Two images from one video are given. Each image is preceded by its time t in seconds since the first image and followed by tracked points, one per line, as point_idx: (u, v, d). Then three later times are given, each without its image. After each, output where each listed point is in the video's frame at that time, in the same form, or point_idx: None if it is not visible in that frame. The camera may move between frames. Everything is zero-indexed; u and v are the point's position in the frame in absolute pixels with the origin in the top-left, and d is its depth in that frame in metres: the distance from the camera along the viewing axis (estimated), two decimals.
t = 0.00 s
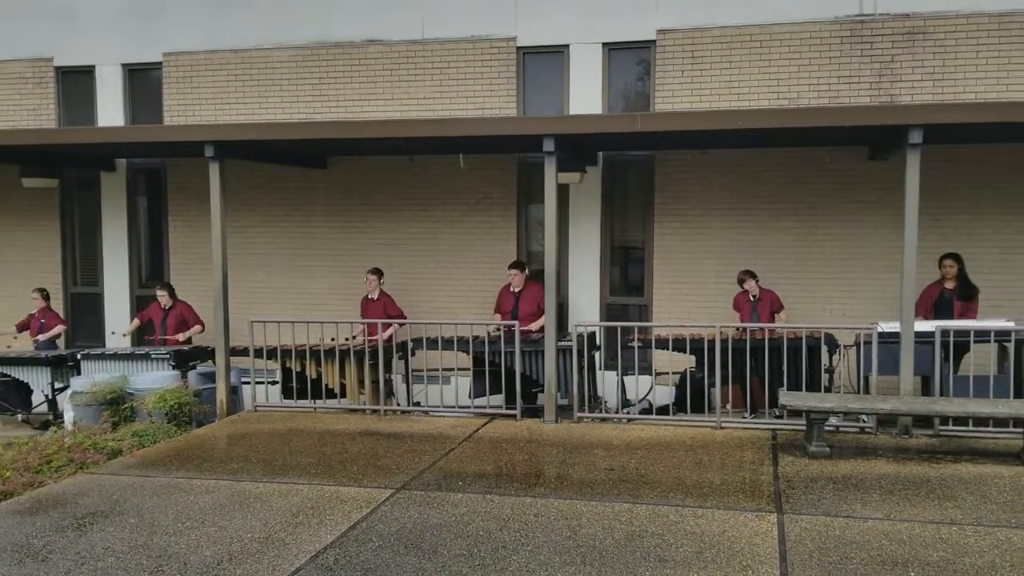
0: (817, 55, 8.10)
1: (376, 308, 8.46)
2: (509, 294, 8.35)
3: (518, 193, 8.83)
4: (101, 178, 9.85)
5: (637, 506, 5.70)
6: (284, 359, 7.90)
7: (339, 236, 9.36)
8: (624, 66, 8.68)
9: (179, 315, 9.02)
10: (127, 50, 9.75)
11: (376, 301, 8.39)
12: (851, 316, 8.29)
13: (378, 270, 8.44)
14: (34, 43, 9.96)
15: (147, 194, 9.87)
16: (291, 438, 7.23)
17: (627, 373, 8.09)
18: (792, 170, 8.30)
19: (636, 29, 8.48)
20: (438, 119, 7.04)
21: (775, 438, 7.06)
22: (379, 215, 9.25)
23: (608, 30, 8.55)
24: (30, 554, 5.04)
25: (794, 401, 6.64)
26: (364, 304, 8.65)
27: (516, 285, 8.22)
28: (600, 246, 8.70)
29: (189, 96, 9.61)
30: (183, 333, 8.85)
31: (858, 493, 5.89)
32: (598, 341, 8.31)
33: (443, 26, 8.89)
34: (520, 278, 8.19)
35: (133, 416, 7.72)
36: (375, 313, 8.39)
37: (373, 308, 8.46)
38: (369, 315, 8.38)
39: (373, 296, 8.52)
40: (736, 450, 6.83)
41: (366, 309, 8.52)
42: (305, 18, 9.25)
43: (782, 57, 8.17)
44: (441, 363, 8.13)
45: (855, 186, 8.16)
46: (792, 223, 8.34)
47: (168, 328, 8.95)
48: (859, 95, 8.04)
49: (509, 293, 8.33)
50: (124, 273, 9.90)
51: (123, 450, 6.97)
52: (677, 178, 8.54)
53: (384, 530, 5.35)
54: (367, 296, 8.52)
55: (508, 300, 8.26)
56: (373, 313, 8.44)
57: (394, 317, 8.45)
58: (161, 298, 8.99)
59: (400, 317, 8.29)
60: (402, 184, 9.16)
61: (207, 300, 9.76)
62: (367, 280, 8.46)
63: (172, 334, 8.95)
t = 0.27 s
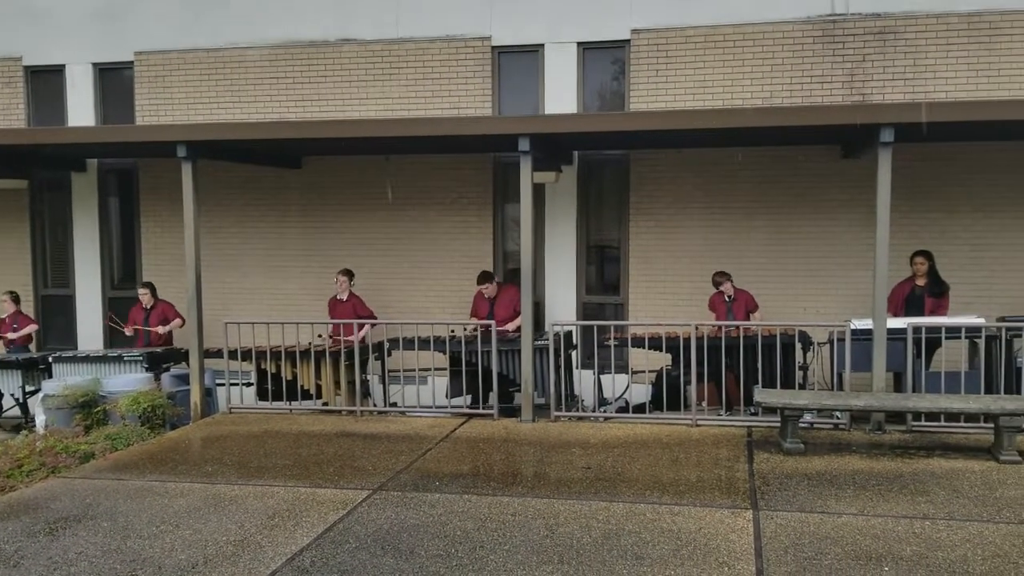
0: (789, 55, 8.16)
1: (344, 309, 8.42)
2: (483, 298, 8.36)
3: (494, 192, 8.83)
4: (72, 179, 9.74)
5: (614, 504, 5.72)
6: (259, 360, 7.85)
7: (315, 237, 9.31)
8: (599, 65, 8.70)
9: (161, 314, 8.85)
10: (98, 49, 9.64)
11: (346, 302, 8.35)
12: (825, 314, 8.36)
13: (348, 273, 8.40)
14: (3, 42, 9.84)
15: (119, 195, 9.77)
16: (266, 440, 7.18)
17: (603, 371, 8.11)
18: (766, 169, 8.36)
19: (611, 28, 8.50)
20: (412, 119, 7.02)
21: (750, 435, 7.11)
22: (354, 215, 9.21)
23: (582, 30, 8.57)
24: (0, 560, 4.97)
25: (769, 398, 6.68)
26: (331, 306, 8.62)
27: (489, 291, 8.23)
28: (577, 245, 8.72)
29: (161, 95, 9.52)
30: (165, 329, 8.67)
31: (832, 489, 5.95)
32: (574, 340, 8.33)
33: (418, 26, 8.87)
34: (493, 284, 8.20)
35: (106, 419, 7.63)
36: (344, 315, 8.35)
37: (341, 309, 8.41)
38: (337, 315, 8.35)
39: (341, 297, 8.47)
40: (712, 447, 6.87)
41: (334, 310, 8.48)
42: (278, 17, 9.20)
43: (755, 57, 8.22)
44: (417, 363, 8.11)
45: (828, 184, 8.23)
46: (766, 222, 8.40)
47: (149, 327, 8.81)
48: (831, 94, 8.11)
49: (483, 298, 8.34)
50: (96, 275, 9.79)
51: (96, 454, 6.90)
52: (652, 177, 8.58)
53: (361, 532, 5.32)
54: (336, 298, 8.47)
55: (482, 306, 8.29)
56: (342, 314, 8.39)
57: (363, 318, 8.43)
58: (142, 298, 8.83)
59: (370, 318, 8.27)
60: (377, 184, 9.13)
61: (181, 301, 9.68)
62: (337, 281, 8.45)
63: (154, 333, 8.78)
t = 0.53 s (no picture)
0: (781, 55, 8.18)
1: (323, 310, 8.41)
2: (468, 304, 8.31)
3: (486, 192, 8.83)
4: (63, 180, 9.72)
5: (607, 504, 5.72)
6: (252, 361, 7.83)
7: (307, 237, 9.30)
8: (591, 65, 8.70)
9: (156, 315, 8.81)
10: (89, 49, 9.60)
11: (326, 304, 8.35)
12: (817, 313, 8.38)
13: (331, 274, 8.41)
14: None
15: (111, 195, 9.74)
16: (258, 440, 7.17)
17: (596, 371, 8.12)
18: (758, 169, 8.38)
19: (603, 28, 8.51)
20: (405, 119, 7.01)
21: (743, 434, 7.12)
22: (347, 215, 9.20)
23: (575, 30, 8.57)
24: None
25: (761, 398, 6.70)
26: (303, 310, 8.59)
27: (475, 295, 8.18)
28: (569, 245, 8.72)
29: (153, 95, 9.50)
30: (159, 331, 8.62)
31: (825, 488, 5.96)
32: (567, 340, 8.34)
33: (410, 26, 8.86)
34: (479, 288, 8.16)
35: (97, 420, 7.63)
36: (323, 316, 8.34)
37: (320, 310, 8.40)
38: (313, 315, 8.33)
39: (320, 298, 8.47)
40: (704, 447, 6.89)
41: (311, 310, 8.47)
42: (270, 17, 9.18)
43: (747, 57, 8.24)
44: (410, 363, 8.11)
45: (820, 184, 8.25)
46: (758, 222, 8.41)
47: (144, 328, 8.78)
48: (823, 94, 8.13)
49: (468, 303, 8.29)
50: (87, 275, 9.76)
51: (87, 456, 6.87)
52: (644, 177, 8.59)
53: (354, 532, 5.32)
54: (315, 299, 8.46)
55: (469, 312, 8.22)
56: (321, 314, 8.38)
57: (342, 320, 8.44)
58: (138, 297, 8.79)
59: (351, 320, 8.29)
60: (369, 184, 9.12)
61: (173, 302, 9.65)
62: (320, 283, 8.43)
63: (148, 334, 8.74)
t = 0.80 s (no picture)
0: (771, 55, 8.21)
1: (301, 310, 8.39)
2: (452, 303, 8.26)
3: (477, 192, 8.83)
4: (52, 180, 9.68)
5: (599, 503, 5.73)
6: (242, 362, 7.81)
7: (298, 237, 9.28)
8: (582, 65, 8.71)
9: (146, 317, 8.77)
10: (78, 49, 9.56)
11: (305, 304, 8.32)
12: (807, 313, 8.41)
13: (311, 274, 8.37)
14: None
15: (100, 195, 9.70)
16: (249, 441, 7.15)
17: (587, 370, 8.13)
18: (748, 169, 8.40)
19: (593, 28, 8.52)
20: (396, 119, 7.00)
21: (733, 433, 7.14)
22: (337, 215, 9.19)
23: (566, 30, 8.58)
24: None
25: (752, 397, 6.72)
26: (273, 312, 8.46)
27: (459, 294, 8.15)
28: (560, 245, 8.73)
29: (142, 95, 9.47)
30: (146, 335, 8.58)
31: (815, 486, 5.98)
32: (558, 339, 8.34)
33: (400, 26, 8.86)
34: (463, 286, 8.14)
35: (87, 421, 7.59)
36: (302, 316, 8.31)
37: (298, 309, 8.35)
38: (291, 315, 8.30)
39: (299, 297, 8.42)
40: (695, 446, 6.90)
41: (289, 309, 8.42)
42: (261, 17, 9.16)
43: (737, 58, 8.26)
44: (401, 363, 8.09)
45: (810, 184, 8.28)
46: (748, 221, 8.44)
47: (134, 328, 8.74)
48: (813, 94, 8.16)
49: (452, 302, 8.25)
50: (76, 276, 9.72)
51: (77, 457, 6.84)
52: (635, 177, 8.60)
53: (345, 533, 5.31)
54: (293, 298, 8.41)
55: (454, 312, 8.17)
56: (299, 314, 8.34)
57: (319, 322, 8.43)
58: (129, 299, 8.77)
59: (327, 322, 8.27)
60: (360, 185, 9.11)
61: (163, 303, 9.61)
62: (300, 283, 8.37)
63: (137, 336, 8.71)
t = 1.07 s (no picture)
0: (763, 55, 8.22)
1: (286, 310, 8.36)
2: (439, 299, 8.25)
3: (470, 192, 8.83)
4: (43, 180, 9.64)
5: (591, 503, 5.74)
6: (234, 362, 7.80)
7: (290, 237, 9.26)
8: (574, 65, 8.71)
9: (137, 317, 8.74)
10: (69, 48, 9.52)
11: (290, 305, 8.30)
12: (799, 312, 8.43)
13: (295, 275, 8.32)
14: None
15: (91, 195, 9.67)
16: (241, 442, 7.14)
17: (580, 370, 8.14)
18: (739, 169, 8.42)
19: (586, 28, 8.52)
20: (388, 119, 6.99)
21: (726, 433, 7.16)
22: (330, 215, 9.18)
23: (558, 30, 8.58)
24: None
25: (744, 397, 6.73)
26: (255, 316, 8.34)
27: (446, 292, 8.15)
28: (553, 245, 8.73)
29: (134, 95, 9.44)
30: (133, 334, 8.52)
31: (806, 485, 6.00)
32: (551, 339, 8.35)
33: (392, 26, 8.85)
34: (450, 283, 8.14)
35: (78, 422, 7.57)
36: (287, 317, 8.30)
37: (283, 310, 8.33)
38: (276, 316, 8.28)
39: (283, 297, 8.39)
40: (688, 445, 6.92)
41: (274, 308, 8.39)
42: (252, 17, 9.14)
43: (729, 58, 8.28)
44: (394, 363, 8.09)
45: (802, 184, 8.30)
46: (740, 221, 8.45)
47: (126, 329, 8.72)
48: (804, 94, 8.18)
49: (439, 298, 8.24)
50: (68, 276, 9.68)
51: (68, 458, 6.83)
52: (627, 177, 8.61)
53: (337, 533, 5.31)
54: (277, 299, 8.37)
55: (441, 309, 8.17)
56: (285, 316, 8.31)
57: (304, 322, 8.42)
58: (120, 299, 8.75)
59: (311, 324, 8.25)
60: (352, 185, 9.10)
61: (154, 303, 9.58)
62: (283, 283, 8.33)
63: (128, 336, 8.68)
